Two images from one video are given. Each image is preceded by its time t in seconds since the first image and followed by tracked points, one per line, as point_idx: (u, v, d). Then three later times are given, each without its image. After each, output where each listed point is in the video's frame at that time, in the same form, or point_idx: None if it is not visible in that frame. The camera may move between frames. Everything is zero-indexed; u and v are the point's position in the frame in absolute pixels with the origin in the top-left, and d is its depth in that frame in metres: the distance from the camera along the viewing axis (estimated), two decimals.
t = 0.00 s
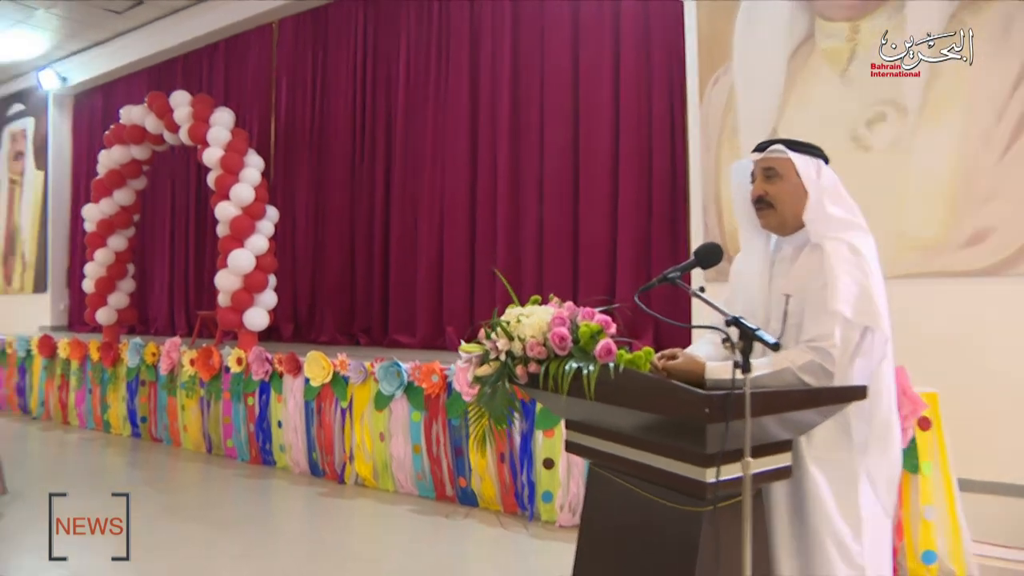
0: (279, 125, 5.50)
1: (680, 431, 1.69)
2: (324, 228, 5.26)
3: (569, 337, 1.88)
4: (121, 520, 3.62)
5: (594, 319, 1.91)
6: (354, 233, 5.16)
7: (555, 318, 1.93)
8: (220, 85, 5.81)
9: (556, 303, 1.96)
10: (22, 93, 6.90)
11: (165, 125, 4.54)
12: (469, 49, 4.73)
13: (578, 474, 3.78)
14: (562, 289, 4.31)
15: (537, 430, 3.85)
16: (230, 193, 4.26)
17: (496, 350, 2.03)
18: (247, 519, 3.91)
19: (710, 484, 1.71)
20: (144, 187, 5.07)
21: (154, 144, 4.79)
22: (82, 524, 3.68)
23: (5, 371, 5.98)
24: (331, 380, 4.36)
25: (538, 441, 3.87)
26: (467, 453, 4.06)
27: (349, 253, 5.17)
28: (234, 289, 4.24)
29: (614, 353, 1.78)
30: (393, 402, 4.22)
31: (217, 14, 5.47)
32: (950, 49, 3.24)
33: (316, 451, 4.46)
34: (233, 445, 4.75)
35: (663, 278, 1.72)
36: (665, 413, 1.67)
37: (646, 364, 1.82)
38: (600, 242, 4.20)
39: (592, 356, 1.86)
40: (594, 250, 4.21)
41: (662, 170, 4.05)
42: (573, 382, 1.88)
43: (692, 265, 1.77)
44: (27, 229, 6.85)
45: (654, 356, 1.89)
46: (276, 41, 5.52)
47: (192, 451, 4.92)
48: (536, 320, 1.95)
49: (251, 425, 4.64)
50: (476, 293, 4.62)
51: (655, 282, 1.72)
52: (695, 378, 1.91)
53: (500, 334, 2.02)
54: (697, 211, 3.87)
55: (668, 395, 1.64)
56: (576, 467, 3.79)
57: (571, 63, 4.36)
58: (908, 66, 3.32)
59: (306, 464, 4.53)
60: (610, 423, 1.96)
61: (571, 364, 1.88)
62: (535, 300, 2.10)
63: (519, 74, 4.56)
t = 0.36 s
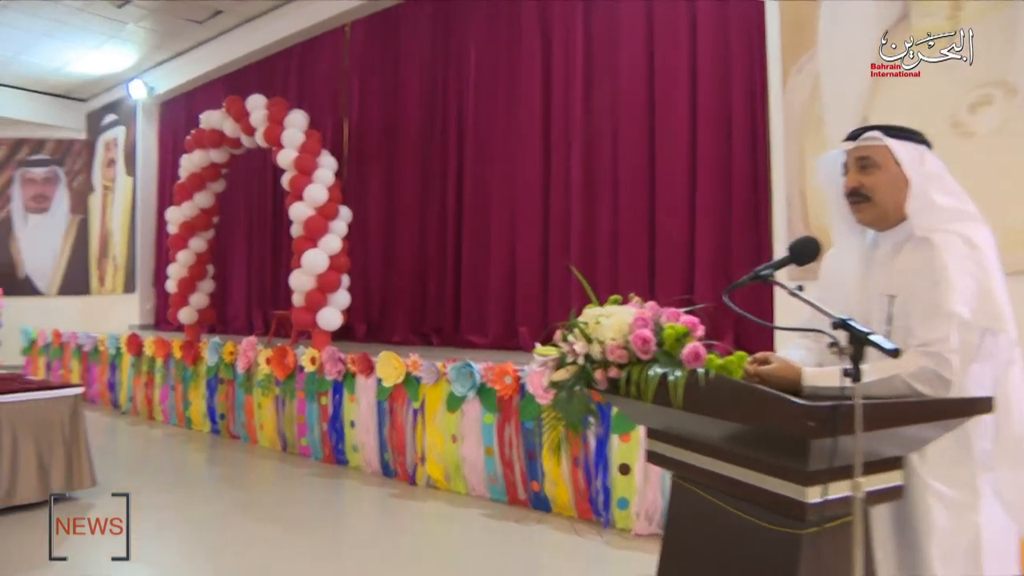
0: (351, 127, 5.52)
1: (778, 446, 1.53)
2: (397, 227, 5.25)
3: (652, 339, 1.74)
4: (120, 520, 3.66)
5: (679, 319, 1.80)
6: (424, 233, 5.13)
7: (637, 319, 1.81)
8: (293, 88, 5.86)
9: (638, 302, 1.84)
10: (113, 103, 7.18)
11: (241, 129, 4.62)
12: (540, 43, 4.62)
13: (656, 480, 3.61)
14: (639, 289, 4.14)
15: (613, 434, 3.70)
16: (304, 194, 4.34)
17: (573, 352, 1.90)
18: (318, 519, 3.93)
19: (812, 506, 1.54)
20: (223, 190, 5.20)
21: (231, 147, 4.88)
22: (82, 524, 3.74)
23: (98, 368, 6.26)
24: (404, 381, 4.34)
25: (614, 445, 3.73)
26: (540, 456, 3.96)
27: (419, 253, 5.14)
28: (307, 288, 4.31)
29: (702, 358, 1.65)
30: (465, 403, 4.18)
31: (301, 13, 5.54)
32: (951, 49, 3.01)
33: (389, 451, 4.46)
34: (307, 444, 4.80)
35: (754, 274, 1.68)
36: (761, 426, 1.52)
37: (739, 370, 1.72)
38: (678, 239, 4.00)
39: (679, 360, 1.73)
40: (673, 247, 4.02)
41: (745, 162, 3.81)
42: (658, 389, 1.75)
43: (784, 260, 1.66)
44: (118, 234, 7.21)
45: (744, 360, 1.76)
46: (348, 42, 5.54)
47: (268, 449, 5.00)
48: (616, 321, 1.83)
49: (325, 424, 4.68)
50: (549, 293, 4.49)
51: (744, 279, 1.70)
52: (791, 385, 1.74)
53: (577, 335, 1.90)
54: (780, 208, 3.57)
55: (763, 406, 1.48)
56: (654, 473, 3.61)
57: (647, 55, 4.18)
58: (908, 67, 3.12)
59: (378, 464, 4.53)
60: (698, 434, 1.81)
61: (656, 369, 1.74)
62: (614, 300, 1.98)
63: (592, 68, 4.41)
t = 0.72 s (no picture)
0: (451, 125, 5.54)
1: (938, 460, 1.26)
2: (497, 225, 5.23)
3: (787, 339, 1.59)
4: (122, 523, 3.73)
5: (816, 319, 1.67)
6: (523, 230, 5.09)
7: (769, 318, 1.66)
8: (394, 88, 5.93)
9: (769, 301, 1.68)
10: (226, 111, 7.47)
11: (346, 130, 4.72)
12: (642, 31, 4.46)
13: (770, 487, 3.39)
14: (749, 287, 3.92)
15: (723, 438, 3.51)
16: (406, 193, 4.40)
17: (699, 353, 1.76)
18: (417, 518, 3.97)
19: (983, 533, 1.25)
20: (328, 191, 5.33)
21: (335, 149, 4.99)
22: (82, 523, 3.81)
23: (213, 362, 6.59)
24: (507, 379, 4.33)
25: (725, 449, 3.54)
26: (647, 458, 3.83)
27: (518, 250, 5.10)
28: (410, 287, 4.39)
29: (848, 362, 1.48)
30: (569, 402, 4.12)
31: (403, 12, 5.57)
32: (951, 49, 3.01)
33: (491, 450, 4.47)
34: (409, 441, 4.86)
35: (898, 269, 1.50)
36: (912, 436, 1.26)
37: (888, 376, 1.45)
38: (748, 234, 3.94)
39: (819, 363, 1.56)
40: (785, 242, 3.78)
41: (866, 148, 3.52)
42: (794, 394, 1.55)
43: (938, 253, 1.47)
44: (229, 232, 7.30)
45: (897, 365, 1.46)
46: (447, 42, 5.56)
47: (371, 444, 5.10)
48: (744, 320, 1.70)
49: (427, 422, 4.73)
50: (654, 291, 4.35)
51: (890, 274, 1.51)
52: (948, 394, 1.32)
53: (703, 336, 1.76)
54: (902, 196, 3.19)
55: (939, 422, 1.20)
56: (768, 480, 3.40)
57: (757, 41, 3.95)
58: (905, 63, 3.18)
59: (480, 463, 4.54)
60: (834, 442, 1.54)
61: (791, 373, 1.57)
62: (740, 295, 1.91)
63: (697, 57, 4.22)
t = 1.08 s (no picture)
0: (551, 125, 5.51)
1: None
2: (599, 223, 5.17)
3: (950, 342, 1.53)
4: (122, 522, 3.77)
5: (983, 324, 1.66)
6: (627, 229, 5.00)
7: (924, 321, 1.62)
8: (494, 88, 5.95)
9: (924, 303, 1.68)
10: (330, 115, 7.69)
11: (449, 130, 4.82)
12: (752, 18, 4.28)
13: (897, 498, 3.16)
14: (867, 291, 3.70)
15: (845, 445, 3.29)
16: (510, 192, 4.48)
17: (845, 356, 1.67)
18: (519, 518, 3.97)
19: None
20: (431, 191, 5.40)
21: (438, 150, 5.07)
22: (82, 523, 3.83)
23: (319, 360, 6.83)
24: (613, 380, 4.30)
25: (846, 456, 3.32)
26: (760, 464, 3.67)
27: (622, 250, 5.02)
28: (514, 286, 4.48)
29: None
30: (678, 404, 4.01)
31: (503, 12, 5.60)
32: (952, 49, 3.37)
33: (597, 451, 4.43)
34: (513, 441, 4.89)
35: None
36: None
37: None
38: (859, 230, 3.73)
39: (987, 364, 1.47)
40: (910, 235, 3.52)
41: (1004, 133, 3.21)
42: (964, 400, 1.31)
43: None
44: (334, 234, 7.49)
45: None
46: (546, 40, 5.52)
47: (474, 443, 5.16)
48: (898, 322, 1.65)
49: (531, 422, 4.77)
50: (765, 289, 4.18)
51: None
52: None
53: (848, 338, 1.70)
54: None
55: None
56: (895, 491, 3.16)
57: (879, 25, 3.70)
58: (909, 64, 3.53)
59: (584, 465, 4.53)
60: (1000, 452, 1.22)
61: (959, 378, 1.37)
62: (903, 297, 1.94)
63: (811, 42, 4.01)
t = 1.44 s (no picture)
0: (648, 124, 5.42)
1: None
2: (699, 220, 5.07)
3: None
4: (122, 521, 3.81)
5: None
6: (730, 232, 4.88)
7: None
8: (589, 86, 5.89)
9: None
10: (423, 117, 7.80)
11: (545, 129, 4.95)
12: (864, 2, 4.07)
13: None
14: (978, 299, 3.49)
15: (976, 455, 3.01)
16: (609, 190, 4.66)
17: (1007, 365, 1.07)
18: (619, 521, 3.92)
19: None
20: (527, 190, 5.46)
21: (533, 149, 5.19)
22: (82, 522, 3.86)
23: (415, 359, 6.94)
24: (718, 382, 4.22)
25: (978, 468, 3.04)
26: (878, 472, 3.45)
27: (725, 252, 4.91)
28: (614, 285, 4.66)
29: None
30: (787, 407, 3.86)
31: (597, 10, 5.54)
32: (952, 49, 3.62)
33: (699, 454, 4.37)
34: (612, 442, 4.91)
35: None
36: None
37: None
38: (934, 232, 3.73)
39: None
40: None
41: None
42: None
43: None
44: (428, 235, 7.54)
45: None
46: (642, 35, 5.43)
47: (572, 443, 5.21)
48: None
49: (631, 423, 4.76)
50: (879, 288, 3.96)
51: None
52: None
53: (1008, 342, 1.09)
54: None
55: None
56: None
57: (1010, 11, 3.43)
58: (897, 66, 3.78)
59: (687, 468, 4.47)
60: None
61: None
62: (1022, 300, 2.40)
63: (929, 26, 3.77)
